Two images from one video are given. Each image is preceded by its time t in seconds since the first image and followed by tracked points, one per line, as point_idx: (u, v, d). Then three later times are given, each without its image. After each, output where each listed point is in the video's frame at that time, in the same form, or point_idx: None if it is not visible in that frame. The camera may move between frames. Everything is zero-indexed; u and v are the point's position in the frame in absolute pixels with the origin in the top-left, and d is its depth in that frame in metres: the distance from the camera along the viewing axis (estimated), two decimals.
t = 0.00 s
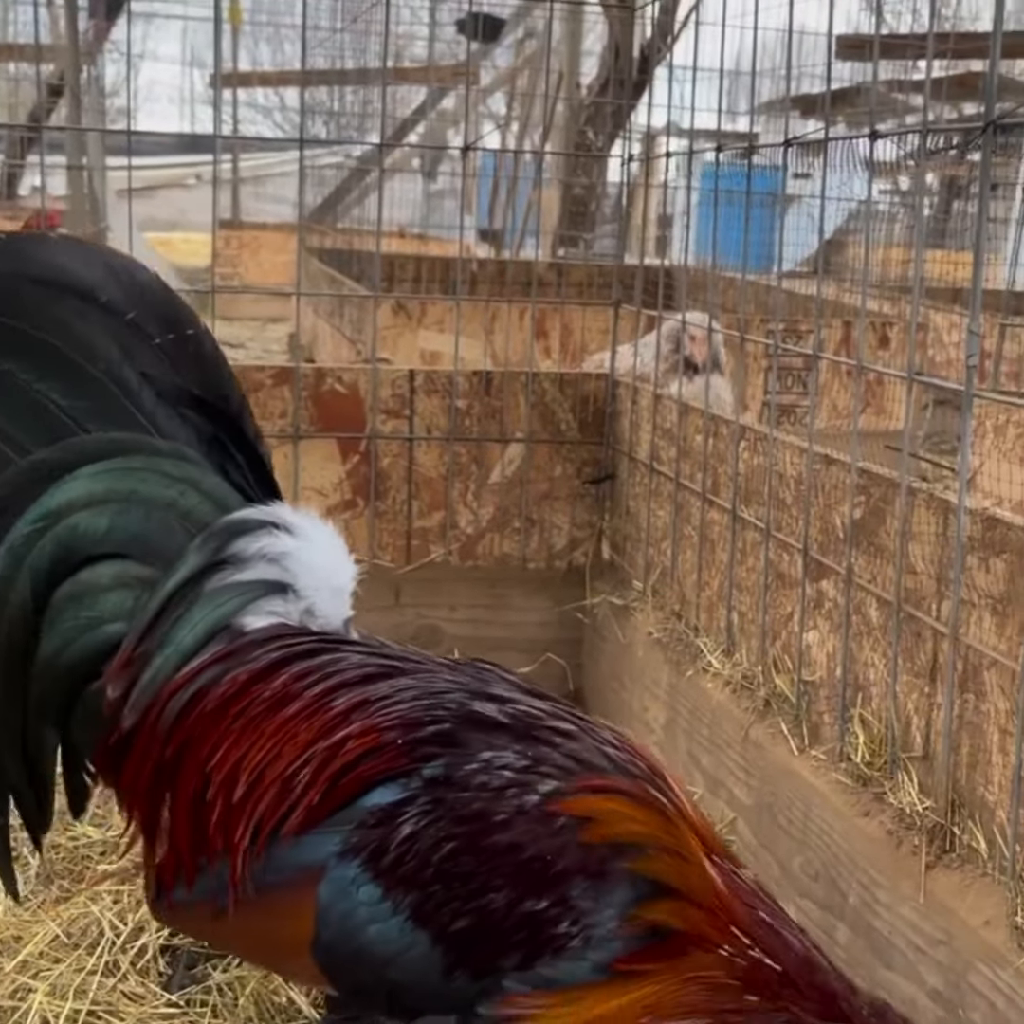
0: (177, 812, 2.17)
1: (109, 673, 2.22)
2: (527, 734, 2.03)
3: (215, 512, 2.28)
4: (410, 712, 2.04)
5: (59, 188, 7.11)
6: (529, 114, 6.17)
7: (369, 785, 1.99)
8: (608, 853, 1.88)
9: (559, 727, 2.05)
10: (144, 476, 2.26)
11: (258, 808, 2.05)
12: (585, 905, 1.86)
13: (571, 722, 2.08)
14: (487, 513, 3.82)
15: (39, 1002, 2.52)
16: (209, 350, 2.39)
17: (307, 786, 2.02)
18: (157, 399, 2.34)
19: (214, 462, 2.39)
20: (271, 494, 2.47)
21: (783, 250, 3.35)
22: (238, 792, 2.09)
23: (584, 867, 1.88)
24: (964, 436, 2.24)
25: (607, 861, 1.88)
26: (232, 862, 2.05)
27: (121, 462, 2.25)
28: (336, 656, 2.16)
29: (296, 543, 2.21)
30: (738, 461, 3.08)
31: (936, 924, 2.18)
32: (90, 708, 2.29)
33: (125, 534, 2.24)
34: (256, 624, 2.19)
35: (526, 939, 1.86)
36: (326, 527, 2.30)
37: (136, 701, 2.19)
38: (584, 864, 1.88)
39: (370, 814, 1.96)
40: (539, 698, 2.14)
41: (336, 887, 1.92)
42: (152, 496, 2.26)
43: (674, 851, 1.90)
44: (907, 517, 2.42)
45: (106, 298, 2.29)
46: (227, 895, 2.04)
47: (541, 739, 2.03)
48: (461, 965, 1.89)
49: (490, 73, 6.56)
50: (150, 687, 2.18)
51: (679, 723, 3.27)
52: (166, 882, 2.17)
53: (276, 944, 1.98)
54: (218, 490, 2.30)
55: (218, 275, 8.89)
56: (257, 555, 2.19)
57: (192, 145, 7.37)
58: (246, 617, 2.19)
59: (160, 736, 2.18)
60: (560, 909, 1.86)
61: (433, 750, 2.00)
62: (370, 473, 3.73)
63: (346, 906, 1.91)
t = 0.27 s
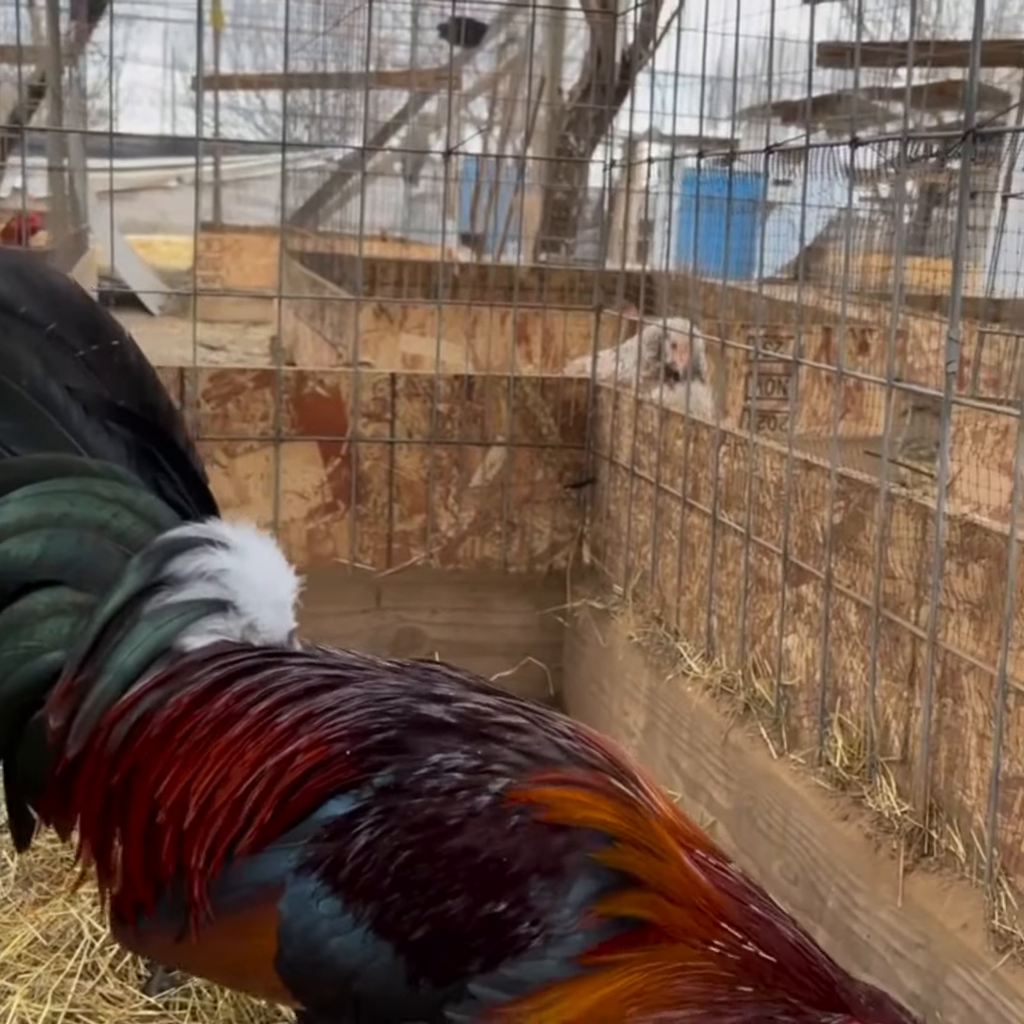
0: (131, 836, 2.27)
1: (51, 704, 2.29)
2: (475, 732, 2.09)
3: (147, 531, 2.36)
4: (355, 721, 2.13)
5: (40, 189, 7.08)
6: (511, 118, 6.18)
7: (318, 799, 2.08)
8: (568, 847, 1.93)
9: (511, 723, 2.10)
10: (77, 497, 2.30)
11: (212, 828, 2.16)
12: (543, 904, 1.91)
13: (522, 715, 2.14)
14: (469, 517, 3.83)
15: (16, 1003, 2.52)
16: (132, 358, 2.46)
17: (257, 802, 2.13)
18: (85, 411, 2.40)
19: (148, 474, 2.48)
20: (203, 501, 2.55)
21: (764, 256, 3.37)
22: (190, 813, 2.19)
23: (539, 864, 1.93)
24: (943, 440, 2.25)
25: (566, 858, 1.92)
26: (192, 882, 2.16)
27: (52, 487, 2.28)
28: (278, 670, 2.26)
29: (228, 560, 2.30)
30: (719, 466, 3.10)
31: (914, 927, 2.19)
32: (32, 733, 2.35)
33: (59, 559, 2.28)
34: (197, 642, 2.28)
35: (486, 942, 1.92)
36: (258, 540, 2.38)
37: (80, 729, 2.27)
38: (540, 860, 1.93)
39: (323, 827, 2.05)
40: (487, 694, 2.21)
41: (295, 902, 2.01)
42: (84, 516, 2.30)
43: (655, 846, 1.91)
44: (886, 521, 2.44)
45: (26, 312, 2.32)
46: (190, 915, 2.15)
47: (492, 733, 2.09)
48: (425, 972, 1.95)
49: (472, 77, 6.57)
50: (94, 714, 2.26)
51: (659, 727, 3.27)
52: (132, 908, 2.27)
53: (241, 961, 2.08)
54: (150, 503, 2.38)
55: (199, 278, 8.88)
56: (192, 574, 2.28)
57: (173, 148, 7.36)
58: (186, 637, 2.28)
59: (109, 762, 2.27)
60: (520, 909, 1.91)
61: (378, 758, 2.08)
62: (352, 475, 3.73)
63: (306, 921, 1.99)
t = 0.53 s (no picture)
0: (118, 869, 2.29)
1: (44, 727, 2.35)
2: (475, 801, 2.17)
3: (153, 557, 2.47)
4: (360, 776, 2.17)
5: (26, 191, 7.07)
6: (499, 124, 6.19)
7: (314, 847, 2.10)
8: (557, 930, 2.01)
9: (506, 798, 2.19)
10: (82, 519, 2.40)
11: (201, 869, 2.17)
12: (532, 984, 1.96)
13: (516, 791, 2.23)
14: (455, 521, 3.83)
15: None
16: (137, 382, 2.59)
17: (250, 845, 2.15)
18: (87, 430, 2.53)
19: (149, 498, 2.58)
20: (207, 534, 2.65)
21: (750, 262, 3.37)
22: (181, 852, 2.22)
23: (532, 944, 1.99)
24: (928, 446, 2.25)
25: (556, 941, 2.00)
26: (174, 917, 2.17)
27: (61, 507, 2.39)
28: (281, 715, 2.32)
29: (241, 596, 2.41)
30: (705, 472, 3.10)
31: (897, 932, 2.20)
32: (16, 754, 2.40)
33: (60, 580, 2.38)
34: (200, 677, 2.36)
35: (471, 1014, 1.96)
36: (274, 582, 2.48)
37: (74, 753, 2.33)
38: (529, 936, 2.00)
39: (316, 878, 2.06)
40: (484, 765, 2.28)
41: (277, 948, 2.00)
42: (87, 539, 2.41)
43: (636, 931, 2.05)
44: (871, 527, 2.44)
45: (34, 330, 2.45)
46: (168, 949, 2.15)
47: (491, 804, 2.17)
48: None
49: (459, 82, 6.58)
50: (92, 740, 2.33)
51: (645, 733, 3.28)
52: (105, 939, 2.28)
53: (212, 1000, 2.07)
54: (151, 527, 2.48)
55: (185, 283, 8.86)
56: (205, 606, 2.38)
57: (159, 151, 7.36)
58: (192, 670, 2.36)
59: (102, 791, 2.31)
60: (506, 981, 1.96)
61: (380, 814, 2.12)
62: (338, 480, 3.73)
63: (287, 968, 1.98)
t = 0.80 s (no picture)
0: (107, 879, 2.28)
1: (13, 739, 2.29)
2: (467, 748, 2.21)
3: (113, 548, 2.39)
4: (345, 750, 2.20)
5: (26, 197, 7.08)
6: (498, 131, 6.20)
7: (313, 830, 2.13)
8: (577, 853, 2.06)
9: (497, 736, 2.24)
10: (38, 510, 2.33)
11: (202, 867, 2.19)
12: (562, 911, 2.01)
13: (504, 727, 2.28)
14: (454, 526, 3.83)
15: None
16: (85, 370, 2.52)
17: (250, 837, 2.17)
18: (39, 419, 2.44)
19: (105, 487, 2.49)
20: (164, 519, 2.57)
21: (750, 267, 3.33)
22: (175, 853, 2.22)
23: (555, 871, 2.03)
24: (928, 454, 2.24)
25: (578, 864, 2.05)
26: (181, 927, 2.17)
27: (17, 499, 2.32)
28: (252, 698, 2.30)
29: (196, 581, 2.34)
30: (705, 478, 3.11)
31: (897, 938, 2.20)
32: None
33: (19, 577, 2.30)
34: (164, 671, 2.32)
35: (507, 957, 1.99)
36: (220, 558, 2.42)
37: (46, 763, 2.28)
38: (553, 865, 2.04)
39: (324, 857, 2.09)
40: (467, 708, 2.32)
41: (301, 936, 2.03)
42: (45, 533, 2.33)
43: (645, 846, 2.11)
44: (871, 534, 2.44)
45: None
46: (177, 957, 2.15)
47: (483, 749, 2.21)
48: (445, 990, 2.02)
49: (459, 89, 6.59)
50: (63, 747, 2.28)
51: (644, 738, 3.28)
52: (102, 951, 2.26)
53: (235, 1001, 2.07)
54: (112, 519, 2.40)
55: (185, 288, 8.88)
56: (160, 598, 2.31)
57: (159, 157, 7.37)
58: (153, 666, 2.31)
59: (82, 802, 2.29)
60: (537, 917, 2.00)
61: (373, 786, 2.14)
62: (338, 485, 3.73)
63: (316, 953, 2.02)
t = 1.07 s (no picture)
0: (122, 882, 2.20)
1: (28, 748, 2.21)
2: (471, 752, 2.21)
3: (126, 554, 2.28)
4: (362, 751, 2.17)
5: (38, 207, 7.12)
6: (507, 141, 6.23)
7: (332, 828, 2.10)
8: (582, 858, 2.09)
9: (497, 737, 2.26)
10: (41, 518, 2.20)
11: (221, 866, 2.13)
12: (567, 913, 2.05)
13: (503, 730, 2.30)
14: (464, 537, 3.83)
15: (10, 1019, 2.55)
16: (75, 367, 2.34)
17: (269, 837, 2.12)
18: (31, 421, 2.28)
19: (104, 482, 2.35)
20: (167, 515, 2.42)
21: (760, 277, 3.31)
22: (195, 854, 2.16)
23: (561, 878, 2.07)
24: (937, 466, 2.25)
25: (582, 866, 2.09)
26: (195, 927, 2.11)
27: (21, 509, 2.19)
28: (267, 699, 2.26)
29: (213, 588, 2.28)
30: (715, 488, 3.11)
31: (908, 950, 2.20)
32: None
33: (31, 586, 2.19)
34: (182, 674, 2.24)
35: (516, 956, 2.01)
36: (236, 565, 2.36)
37: (65, 770, 2.20)
38: (557, 868, 2.08)
39: (340, 855, 2.06)
40: (464, 710, 2.33)
41: (317, 935, 2.01)
42: (52, 543, 2.21)
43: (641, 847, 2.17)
44: (882, 546, 2.45)
45: None
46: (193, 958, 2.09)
47: (485, 749, 2.22)
48: (454, 990, 2.02)
49: (468, 100, 6.62)
50: (80, 755, 2.18)
51: (653, 748, 3.29)
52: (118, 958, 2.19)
53: (256, 1002, 2.04)
54: (118, 521, 2.28)
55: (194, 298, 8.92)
56: (178, 604, 2.24)
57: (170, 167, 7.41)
58: (171, 669, 2.23)
59: (98, 806, 2.20)
60: (544, 920, 2.03)
61: (391, 786, 2.13)
62: (348, 495, 3.74)
63: (328, 953, 2.00)
